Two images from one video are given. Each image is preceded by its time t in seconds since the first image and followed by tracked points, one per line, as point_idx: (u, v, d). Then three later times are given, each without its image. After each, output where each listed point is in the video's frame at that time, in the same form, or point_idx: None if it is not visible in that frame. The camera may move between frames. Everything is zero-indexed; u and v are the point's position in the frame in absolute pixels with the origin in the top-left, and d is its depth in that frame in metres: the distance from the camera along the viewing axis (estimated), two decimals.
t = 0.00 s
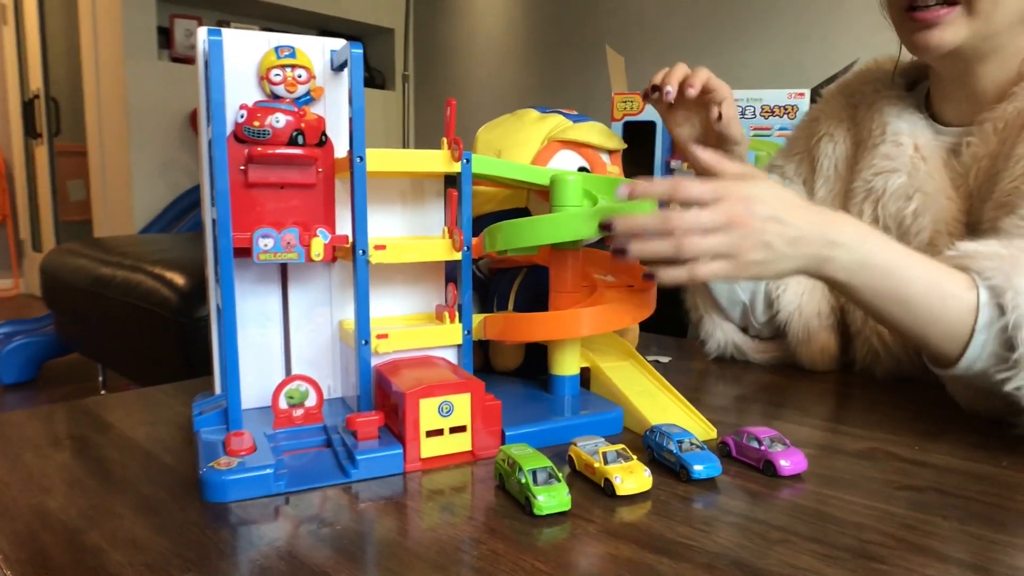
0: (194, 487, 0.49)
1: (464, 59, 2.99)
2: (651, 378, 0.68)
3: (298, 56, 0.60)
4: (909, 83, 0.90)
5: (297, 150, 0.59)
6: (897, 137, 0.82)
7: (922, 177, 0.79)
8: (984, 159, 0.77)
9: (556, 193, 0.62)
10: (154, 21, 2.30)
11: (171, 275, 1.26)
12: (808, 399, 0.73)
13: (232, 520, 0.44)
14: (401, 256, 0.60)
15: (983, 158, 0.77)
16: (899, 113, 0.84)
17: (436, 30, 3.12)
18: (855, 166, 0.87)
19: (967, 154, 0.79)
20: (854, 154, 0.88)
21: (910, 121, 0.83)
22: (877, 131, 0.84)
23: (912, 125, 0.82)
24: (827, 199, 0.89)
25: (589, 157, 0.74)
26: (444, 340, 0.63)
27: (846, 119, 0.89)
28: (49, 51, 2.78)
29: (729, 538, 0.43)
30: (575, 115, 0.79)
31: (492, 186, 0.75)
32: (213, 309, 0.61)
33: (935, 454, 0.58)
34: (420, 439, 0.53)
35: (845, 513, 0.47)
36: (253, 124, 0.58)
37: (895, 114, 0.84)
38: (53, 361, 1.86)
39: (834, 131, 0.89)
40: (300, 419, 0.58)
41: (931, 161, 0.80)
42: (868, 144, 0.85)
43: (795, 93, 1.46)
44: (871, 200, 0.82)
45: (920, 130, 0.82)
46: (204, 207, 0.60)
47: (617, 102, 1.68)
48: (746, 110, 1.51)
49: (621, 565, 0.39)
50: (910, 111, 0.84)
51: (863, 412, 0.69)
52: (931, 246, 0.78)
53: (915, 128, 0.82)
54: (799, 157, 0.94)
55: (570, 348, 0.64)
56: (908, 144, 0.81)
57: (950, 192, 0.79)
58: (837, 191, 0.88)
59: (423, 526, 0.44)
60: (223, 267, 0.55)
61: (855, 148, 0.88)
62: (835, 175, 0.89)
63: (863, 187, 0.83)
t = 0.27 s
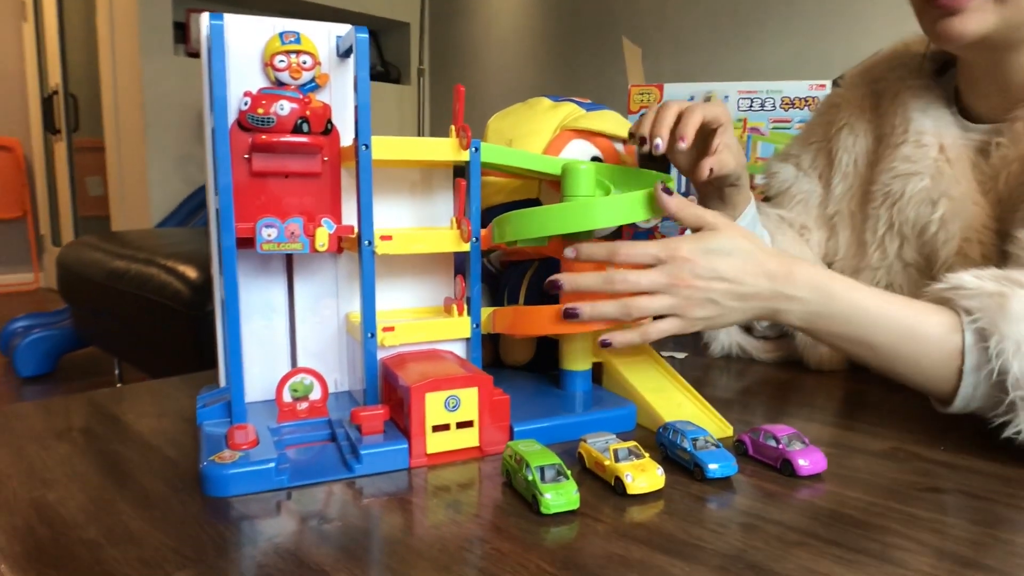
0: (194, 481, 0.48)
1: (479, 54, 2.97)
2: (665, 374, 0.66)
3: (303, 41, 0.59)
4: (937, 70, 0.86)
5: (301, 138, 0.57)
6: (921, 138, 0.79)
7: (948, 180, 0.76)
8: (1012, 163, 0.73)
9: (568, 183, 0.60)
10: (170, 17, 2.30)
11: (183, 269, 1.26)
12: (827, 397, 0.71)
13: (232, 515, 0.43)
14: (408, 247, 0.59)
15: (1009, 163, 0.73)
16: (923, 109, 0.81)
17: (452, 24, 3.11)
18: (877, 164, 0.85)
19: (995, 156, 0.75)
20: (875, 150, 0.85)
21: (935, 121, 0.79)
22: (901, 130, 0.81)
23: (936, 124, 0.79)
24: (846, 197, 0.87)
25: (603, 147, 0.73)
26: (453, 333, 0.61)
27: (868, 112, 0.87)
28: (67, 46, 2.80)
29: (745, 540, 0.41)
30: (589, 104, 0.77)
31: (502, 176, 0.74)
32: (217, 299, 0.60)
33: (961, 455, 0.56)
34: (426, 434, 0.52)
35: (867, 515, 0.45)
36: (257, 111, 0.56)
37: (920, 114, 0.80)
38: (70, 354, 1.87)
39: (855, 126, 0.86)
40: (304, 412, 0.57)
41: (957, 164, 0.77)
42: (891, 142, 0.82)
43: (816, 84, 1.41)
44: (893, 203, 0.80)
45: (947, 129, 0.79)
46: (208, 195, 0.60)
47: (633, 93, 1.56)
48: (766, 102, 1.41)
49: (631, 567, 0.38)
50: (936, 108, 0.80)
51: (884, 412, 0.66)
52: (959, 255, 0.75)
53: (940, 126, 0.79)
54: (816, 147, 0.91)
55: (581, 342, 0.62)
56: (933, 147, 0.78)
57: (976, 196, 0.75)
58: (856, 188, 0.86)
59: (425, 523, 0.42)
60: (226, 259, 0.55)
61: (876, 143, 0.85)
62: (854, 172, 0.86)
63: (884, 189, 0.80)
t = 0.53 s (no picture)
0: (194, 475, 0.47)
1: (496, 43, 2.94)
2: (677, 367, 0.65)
3: (308, 25, 0.58)
4: (976, 52, 0.80)
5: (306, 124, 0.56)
6: (950, 130, 0.74)
7: (977, 175, 0.72)
8: None
9: (582, 170, 0.59)
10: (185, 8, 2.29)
11: (196, 260, 1.26)
12: (848, 392, 0.69)
13: (233, 512, 0.42)
14: (415, 237, 0.57)
15: None
16: (952, 98, 0.76)
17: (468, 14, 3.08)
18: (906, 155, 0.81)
19: None
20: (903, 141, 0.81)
21: (968, 111, 0.75)
22: (929, 121, 0.76)
23: (969, 115, 0.74)
24: (871, 188, 0.84)
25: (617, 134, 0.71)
26: (463, 325, 0.60)
27: (898, 99, 0.83)
28: (84, 39, 2.81)
29: (759, 541, 0.39)
30: (603, 90, 0.76)
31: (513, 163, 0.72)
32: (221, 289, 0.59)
33: (989, 455, 0.53)
34: (432, 428, 0.51)
35: (889, 517, 0.43)
36: (262, 97, 0.55)
37: (951, 104, 0.75)
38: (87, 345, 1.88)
39: (882, 115, 0.83)
40: (309, 406, 0.56)
41: (989, 158, 0.72)
42: (919, 133, 0.78)
43: (839, 72, 1.32)
44: (918, 198, 0.76)
45: (979, 120, 0.74)
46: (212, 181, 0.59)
47: (652, 82, 1.53)
48: (787, 91, 1.37)
49: (639, 569, 0.36)
50: (969, 96, 0.75)
51: (906, 409, 0.64)
52: (992, 254, 0.71)
53: (968, 116, 0.74)
54: (843, 134, 0.88)
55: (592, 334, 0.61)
56: (962, 140, 0.73)
57: (1009, 192, 0.71)
58: (882, 179, 0.83)
59: (429, 520, 0.41)
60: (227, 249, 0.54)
61: (906, 133, 0.82)
62: (881, 162, 0.83)
63: (909, 183, 0.77)
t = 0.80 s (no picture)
0: (193, 469, 0.46)
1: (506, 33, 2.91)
2: (702, 358, 0.63)
3: (324, 9, 0.56)
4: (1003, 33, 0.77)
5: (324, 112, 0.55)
6: (975, 117, 0.71)
7: (1003, 162, 0.69)
8: None
9: (601, 158, 0.57)
10: None
11: (205, 251, 1.25)
12: (867, 386, 0.67)
13: (260, 511, 0.40)
14: (436, 225, 0.56)
15: None
16: (978, 83, 0.73)
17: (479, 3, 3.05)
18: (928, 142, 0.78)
19: None
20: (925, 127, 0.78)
21: (995, 96, 0.71)
22: (953, 108, 0.73)
23: (997, 101, 0.71)
24: (891, 177, 0.81)
25: (633, 122, 0.69)
26: (483, 316, 0.59)
27: (920, 84, 0.80)
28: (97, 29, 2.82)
29: (775, 544, 0.38)
30: (617, 78, 0.74)
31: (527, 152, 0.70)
32: (235, 282, 0.58)
33: (1015, 453, 0.51)
34: (460, 421, 0.49)
35: (911, 518, 0.41)
36: (276, 83, 0.53)
37: (975, 89, 0.72)
38: (98, 336, 1.89)
39: (903, 101, 0.80)
40: (329, 400, 0.55)
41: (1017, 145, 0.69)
42: (943, 120, 0.75)
43: (855, 60, 1.28)
44: (940, 187, 0.74)
45: (1004, 105, 0.71)
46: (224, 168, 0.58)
47: (665, 71, 1.51)
48: (803, 79, 1.33)
49: (649, 573, 0.35)
50: (994, 80, 0.72)
51: (927, 405, 0.62)
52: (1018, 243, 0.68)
53: (995, 100, 0.71)
54: (862, 120, 0.85)
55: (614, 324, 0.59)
56: (988, 127, 0.70)
57: None
58: (902, 168, 0.80)
59: (432, 518, 0.40)
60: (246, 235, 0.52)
61: (928, 119, 0.79)
62: (901, 150, 0.80)
63: (932, 171, 0.74)
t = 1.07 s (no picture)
0: (181, 472, 0.45)
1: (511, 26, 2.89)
2: (729, 352, 0.64)
3: None
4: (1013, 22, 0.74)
5: (348, 102, 0.54)
6: (989, 107, 0.69)
7: (1018, 153, 0.67)
8: None
9: (627, 151, 0.57)
10: None
11: (206, 246, 1.24)
12: (875, 384, 0.65)
13: (303, 515, 0.39)
14: (464, 220, 0.57)
15: None
16: (990, 71, 0.71)
17: None
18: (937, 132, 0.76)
19: None
20: (936, 118, 0.76)
21: (1010, 84, 0.69)
22: (967, 97, 0.71)
23: (1012, 89, 0.69)
24: (901, 169, 0.79)
25: (645, 114, 0.71)
26: (510, 309, 0.60)
27: (927, 74, 0.78)
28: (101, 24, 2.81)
29: (779, 550, 0.36)
30: (624, 69, 0.76)
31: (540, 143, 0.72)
32: (257, 277, 0.57)
33: None
34: (500, 416, 0.49)
35: (922, 524, 0.39)
36: (300, 73, 0.53)
37: (988, 78, 0.70)
38: (101, 332, 1.88)
39: (913, 90, 0.78)
40: (362, 398, 0.56)
41: None
42: (955, 110, 0.73)
43: (864, 51, 1.26)
44: (954, 178, 0.72)
45: (1019, 93, 0.69)
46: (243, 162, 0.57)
47: (671, 63, 1.49)
48: (809, 71, 1.31)
49: None
50: (1008, 68, 0.70)
51: (937, 403, 0.60)
52: None
53: (1009, 89, 0.69)
54: (869, 111, 0.83)
55: (639, 318, 0.60)
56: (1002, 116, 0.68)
57: None
58: (912, 159, 0.78)
59: (422, 521, 0.38)
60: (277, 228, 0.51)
61: (937, 109, 0.77)
62: (910, 140, 0.78)
63: (945, 163, 0.72)
